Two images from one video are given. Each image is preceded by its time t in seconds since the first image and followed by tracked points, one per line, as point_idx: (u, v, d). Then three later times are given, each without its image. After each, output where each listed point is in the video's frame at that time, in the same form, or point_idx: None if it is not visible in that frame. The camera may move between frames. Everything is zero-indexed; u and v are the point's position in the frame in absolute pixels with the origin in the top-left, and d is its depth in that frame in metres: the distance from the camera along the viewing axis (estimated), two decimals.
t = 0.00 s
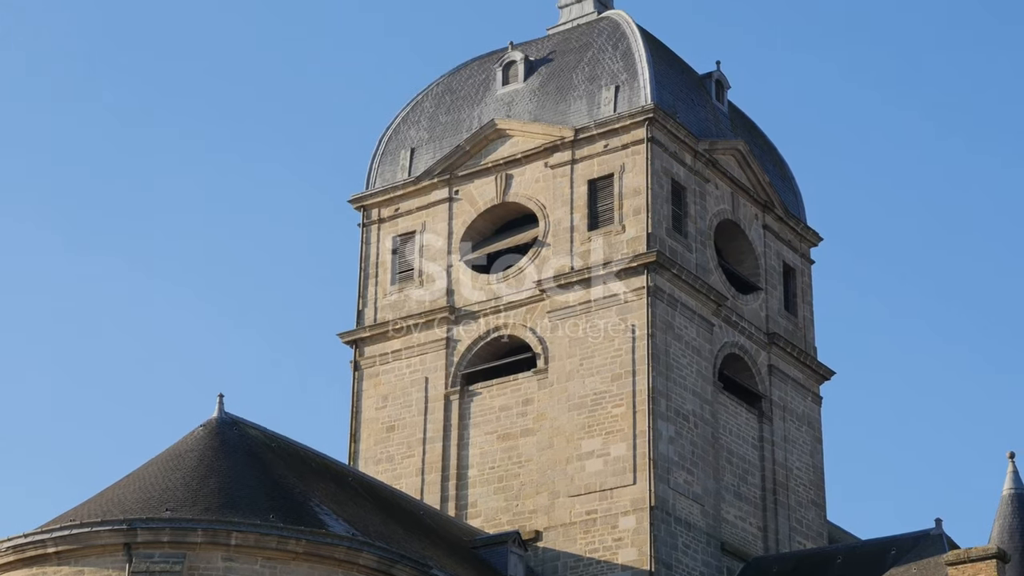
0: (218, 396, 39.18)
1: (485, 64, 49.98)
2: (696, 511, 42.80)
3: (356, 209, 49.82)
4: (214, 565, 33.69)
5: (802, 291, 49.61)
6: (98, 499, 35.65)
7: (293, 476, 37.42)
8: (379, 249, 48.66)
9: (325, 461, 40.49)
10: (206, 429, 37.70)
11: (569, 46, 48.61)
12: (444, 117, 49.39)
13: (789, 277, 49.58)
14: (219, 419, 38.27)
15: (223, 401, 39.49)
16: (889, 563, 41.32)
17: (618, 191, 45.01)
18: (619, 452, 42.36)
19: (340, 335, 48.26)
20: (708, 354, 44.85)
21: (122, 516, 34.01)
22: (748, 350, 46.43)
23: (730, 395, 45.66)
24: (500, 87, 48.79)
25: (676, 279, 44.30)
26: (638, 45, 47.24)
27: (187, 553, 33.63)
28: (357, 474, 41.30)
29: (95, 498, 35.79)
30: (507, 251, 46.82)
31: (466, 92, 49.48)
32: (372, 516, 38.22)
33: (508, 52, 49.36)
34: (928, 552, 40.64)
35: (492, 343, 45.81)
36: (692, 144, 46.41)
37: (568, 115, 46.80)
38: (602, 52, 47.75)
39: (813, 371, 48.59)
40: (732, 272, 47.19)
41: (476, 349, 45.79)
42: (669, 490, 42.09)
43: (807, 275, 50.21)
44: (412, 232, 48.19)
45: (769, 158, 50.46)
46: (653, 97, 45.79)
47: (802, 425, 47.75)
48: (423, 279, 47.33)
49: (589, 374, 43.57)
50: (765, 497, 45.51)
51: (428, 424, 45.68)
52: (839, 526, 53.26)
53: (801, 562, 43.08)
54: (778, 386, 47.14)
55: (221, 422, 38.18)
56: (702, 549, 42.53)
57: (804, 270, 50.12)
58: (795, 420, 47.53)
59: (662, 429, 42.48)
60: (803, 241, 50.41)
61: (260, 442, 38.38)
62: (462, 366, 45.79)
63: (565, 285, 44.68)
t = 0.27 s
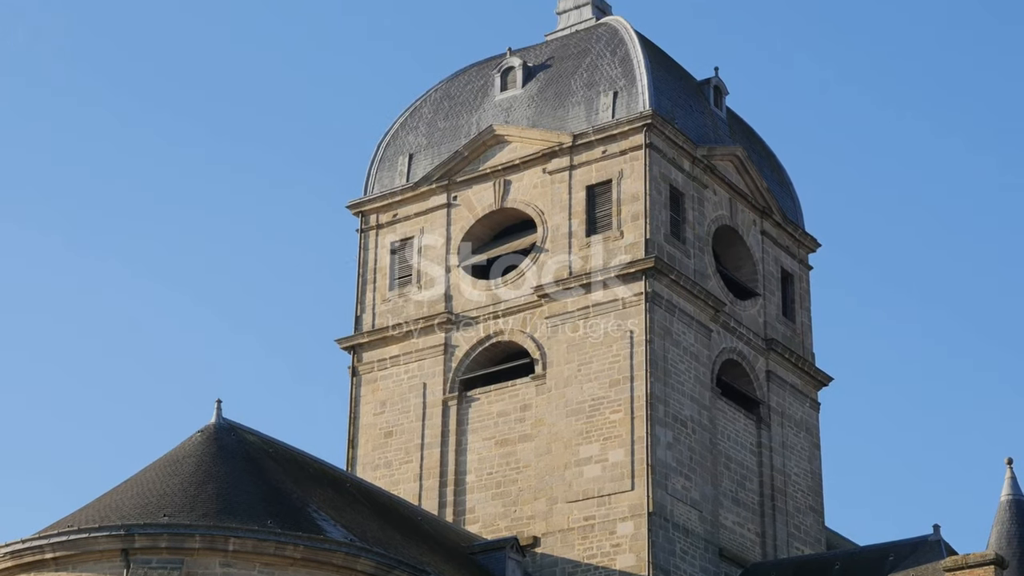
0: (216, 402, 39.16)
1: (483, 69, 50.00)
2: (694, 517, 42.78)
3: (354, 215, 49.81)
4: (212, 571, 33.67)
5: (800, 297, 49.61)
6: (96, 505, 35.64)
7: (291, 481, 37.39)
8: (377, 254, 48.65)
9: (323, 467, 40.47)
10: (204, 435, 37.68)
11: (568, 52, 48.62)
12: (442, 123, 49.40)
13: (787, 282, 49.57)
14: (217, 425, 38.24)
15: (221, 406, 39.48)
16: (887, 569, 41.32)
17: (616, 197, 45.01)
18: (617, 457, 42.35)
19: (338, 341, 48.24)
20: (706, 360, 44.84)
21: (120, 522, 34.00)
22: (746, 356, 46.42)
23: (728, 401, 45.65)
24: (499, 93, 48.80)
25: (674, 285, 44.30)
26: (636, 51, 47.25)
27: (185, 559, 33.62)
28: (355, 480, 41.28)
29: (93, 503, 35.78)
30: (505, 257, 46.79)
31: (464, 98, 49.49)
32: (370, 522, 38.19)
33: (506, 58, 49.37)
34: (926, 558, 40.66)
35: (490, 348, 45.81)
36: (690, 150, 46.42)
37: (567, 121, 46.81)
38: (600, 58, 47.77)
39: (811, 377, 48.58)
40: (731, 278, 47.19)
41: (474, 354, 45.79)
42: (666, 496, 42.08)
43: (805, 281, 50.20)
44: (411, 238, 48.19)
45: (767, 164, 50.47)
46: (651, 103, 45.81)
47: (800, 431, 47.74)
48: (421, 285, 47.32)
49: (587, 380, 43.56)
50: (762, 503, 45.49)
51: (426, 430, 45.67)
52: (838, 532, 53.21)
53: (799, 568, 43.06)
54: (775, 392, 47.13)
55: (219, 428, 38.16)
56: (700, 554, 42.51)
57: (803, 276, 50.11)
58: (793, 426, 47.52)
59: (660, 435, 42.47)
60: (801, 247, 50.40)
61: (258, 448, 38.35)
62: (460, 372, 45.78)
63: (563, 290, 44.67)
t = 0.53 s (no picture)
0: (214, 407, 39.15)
1: (482, 75, 50.01)
2: (692, 522, 42.77)
3: (353, 220, 49.81)
4: None
5: (798, 303, 49.61)
6: (94, 510, 35.64)
7: (289, 486, 37.38)
8: (376, 260, 48.66)
9: (322, 472, 40.46)
10: (202, 440, 37.67)
11: (566, 57, 48.64)
12: (441, 128, 49.41)
13: (786, 288, 49.58)
14: (216, 430, 38.24)
15: (219, 412, 39.46)
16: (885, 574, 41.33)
17: (615, 203, 45.01)
18: (615, 463, 42.35)
19: (337, 346, 48.24)
20: (705, 365, 44.84)
21: (118, 527, 34.01)
22: (745, 361, 46.42)
23: (726, 406, 45.64)
24: (497, 98, 48.81)
25: (673, 290, 44.30)
26: (635, 56, 47.27)
27: (183, 564, 33.63)
28: (353, 485, 41.28)
29: (91, 508, 35.77)
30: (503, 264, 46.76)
31: (463, 103, 49.50)
32: (369, 527, 38.18)
33: (504, 63, 49.38)
34: (925, 563, 40.68)
35: (489, 354, 45.80)
36: (689, 155, 46.43)
37: (565, 126, 46.82)
38: (599, 64, 47.78)
39: (810, 383, 48.58)
40: (729, 283, 47.19)
41: (472, 359, 45.78)
42: (665, 502, 42.08)
43: (803, 286, 50.21)
44: (409, 243, 48.19)
45: (766, 170, 50.48)
46: (650, 109, 45.82)
47: (798, 437, 47.73)
48: (420, 290, 47.32)
49: (585, 386, 43.55)
50: (761, 509, 45.48)
51: (424, 435, 45.66)
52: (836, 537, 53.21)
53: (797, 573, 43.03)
54: (774, 398, 47.12)
55: (217, 433, 38.15)
56: (698, 560, 42.50)
57: (801, 282, 50.11)
58: (791, 432, 47.52)
59: (658, 441, 42.47)
60: (799, 252, 50.41)
61: (256, 453, 38.35)
62: (459, 377, 45.77)
63: (561, 296, 44.67)
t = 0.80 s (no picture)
0: (211, 412, 39.14)
1: (479, 80, 50.02)
2: (690, 527, 42.78)
3: (350, 225, 49.81)
4: None
5: (796, 307, 49.62)
6: (91, 515, 35.63)
7: (287, 492, 37.37)
8: (373, 265, 48.66)
9: (319, 477, 40.45)
10: (200, 445, 37.67)
11: (564, 62, 48.66)
12: (438, 133, 49.42)
13: (783, 293, 49.59)
14: (213, 435, 38.23)
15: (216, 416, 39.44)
16: None
17: (612, 208, 45.03)
18: (613, 468, 42.36)
19: (334, 351, 48.22)
20: (702, 370, 44.85)
21: (115, 532, 34.02)
22: (742, 366, 46.43)
23: (723, 411, 45.65)
24: (495, 104, 48.82)
25: (670, 295, 44.32)
26: (632, 61, 47.29)
27: (181, 569, 33.63)
28: (350, 490, 41.27)
29: (88, 513, 35.77)
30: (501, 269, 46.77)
31: (460, 108, 49.52)
32: (366, 532, 38.17)
33: (502, 69, 49.39)
34: (922, 568, 40.69)
35: (486, 359, 45.80)
36: (686, 161, 46.45)
37: (563, 131, 46.84)
38: (596, 69, 47.80)
39: (807, 388, 48.59)
40: (726, 288, 47.20)
41: (470, 364, 45.79)
42: (662, 507, 42.08)
43: (800, 291, 50.22)
44: (406, 248, 48.19)
45: (763, 175, 50.50)
46: (647, 114, 45.85)
47: (795, 442, 47.74)
48: (417, 295, 47.31)
49: (583, 391, 43.55)
50: (758, 514, 45.48)
51: (422, 440, 45.65)
52: (833, 542, 53.21)
53: None
54: (771, 403, 47.14)
55: (215, 438, 38.15)
56: (696, 565, 42.50)
57: (798, 287, 50.13)
58: (788, 437, 47.52)
59: (656, 446, 42.47)
60: (797, 257, 50.42)
61: (254, 458, 38.33)
62: (456, 382, 45.77)
63: (559, 300, 44.67)
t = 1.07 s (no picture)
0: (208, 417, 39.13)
1: (477, 85, 50.03)
2: (687, 533, 42.77)
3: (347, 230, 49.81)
4: None
5: (793, 313, 49.63)
6: (88, 520, 35.62)
7: (284, 497, 37.34)
8: (370, 270, 48.65)
9: (316, 482, 40.43)
10: (197, 450, 37.64)
11: (561, 67, 48.67)
12: (436, 138, 49.42)
13: (780, 298, 49.59)
14: (210, 440, 38.21)
15: (213, 422, 39.43)
16: None
17: (610, 213, 45.03)
18: (610, 473, 42.34)
19: (332, 356, 48.21)
20: (700, 376, 44.84)
21: (112, 537, 34.02)
22: (740, 372, 46.43)
23: (721, 416, 45.65)
24: (493, 109, 48.82)
25: (668, 300, 44.31)
26: (630, 66, 47.31)
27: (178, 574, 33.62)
28: (348, 495, 41.26)
29: (85, 519, 35.76)
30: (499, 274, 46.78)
31: (458, 113, 49.52)
32: (364, 538, 38.15)
33: (499, 74, 49.40)
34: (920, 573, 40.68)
35: (484, 364, 45.79)
36: (684, 166, 46.45)
37: (561, 136, 46.84)
38: (594, 74, 47.81)
39: (804, 393, 48.60)
40: (724, 294, 47.20)
41: (467, 369, 45.78)
42: (660, 512, 42.07)
43: (798, 296, 50.22)
44: (404, 253, 48.18)
45: (760, 180, 50.52)
46: (645, 119, 45.87)
47: (793, 447, 47.74)
48: (415, 300, 47.30)
49: (580, 396, 43.53)
50: (756, 519, 45.48)
51: (419, 445, 45.64)
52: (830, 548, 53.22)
53: None
54: (769, 408, 47.14)
55: (212, 443, 38.13)
56: (693, 570, 42.48)
57: (796, 292, 50.13)
58: (786, 442, 47.52)
59: (653, 451, 42.46)
60: (794, 263, 50.43)
61: (251, 463, 38.32)
62: (454, 387, 45.76)
63: (557, 305, 44.65)
